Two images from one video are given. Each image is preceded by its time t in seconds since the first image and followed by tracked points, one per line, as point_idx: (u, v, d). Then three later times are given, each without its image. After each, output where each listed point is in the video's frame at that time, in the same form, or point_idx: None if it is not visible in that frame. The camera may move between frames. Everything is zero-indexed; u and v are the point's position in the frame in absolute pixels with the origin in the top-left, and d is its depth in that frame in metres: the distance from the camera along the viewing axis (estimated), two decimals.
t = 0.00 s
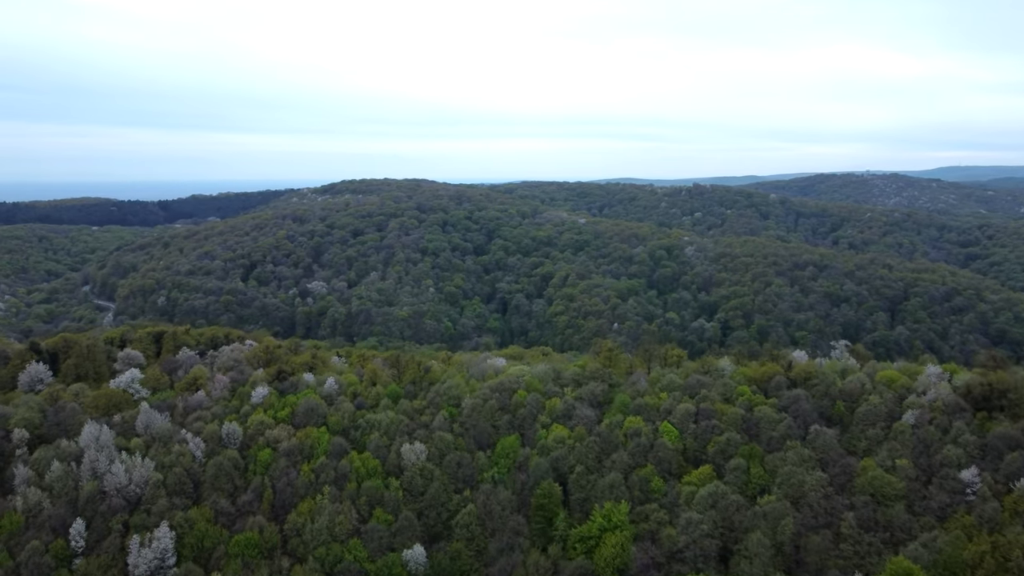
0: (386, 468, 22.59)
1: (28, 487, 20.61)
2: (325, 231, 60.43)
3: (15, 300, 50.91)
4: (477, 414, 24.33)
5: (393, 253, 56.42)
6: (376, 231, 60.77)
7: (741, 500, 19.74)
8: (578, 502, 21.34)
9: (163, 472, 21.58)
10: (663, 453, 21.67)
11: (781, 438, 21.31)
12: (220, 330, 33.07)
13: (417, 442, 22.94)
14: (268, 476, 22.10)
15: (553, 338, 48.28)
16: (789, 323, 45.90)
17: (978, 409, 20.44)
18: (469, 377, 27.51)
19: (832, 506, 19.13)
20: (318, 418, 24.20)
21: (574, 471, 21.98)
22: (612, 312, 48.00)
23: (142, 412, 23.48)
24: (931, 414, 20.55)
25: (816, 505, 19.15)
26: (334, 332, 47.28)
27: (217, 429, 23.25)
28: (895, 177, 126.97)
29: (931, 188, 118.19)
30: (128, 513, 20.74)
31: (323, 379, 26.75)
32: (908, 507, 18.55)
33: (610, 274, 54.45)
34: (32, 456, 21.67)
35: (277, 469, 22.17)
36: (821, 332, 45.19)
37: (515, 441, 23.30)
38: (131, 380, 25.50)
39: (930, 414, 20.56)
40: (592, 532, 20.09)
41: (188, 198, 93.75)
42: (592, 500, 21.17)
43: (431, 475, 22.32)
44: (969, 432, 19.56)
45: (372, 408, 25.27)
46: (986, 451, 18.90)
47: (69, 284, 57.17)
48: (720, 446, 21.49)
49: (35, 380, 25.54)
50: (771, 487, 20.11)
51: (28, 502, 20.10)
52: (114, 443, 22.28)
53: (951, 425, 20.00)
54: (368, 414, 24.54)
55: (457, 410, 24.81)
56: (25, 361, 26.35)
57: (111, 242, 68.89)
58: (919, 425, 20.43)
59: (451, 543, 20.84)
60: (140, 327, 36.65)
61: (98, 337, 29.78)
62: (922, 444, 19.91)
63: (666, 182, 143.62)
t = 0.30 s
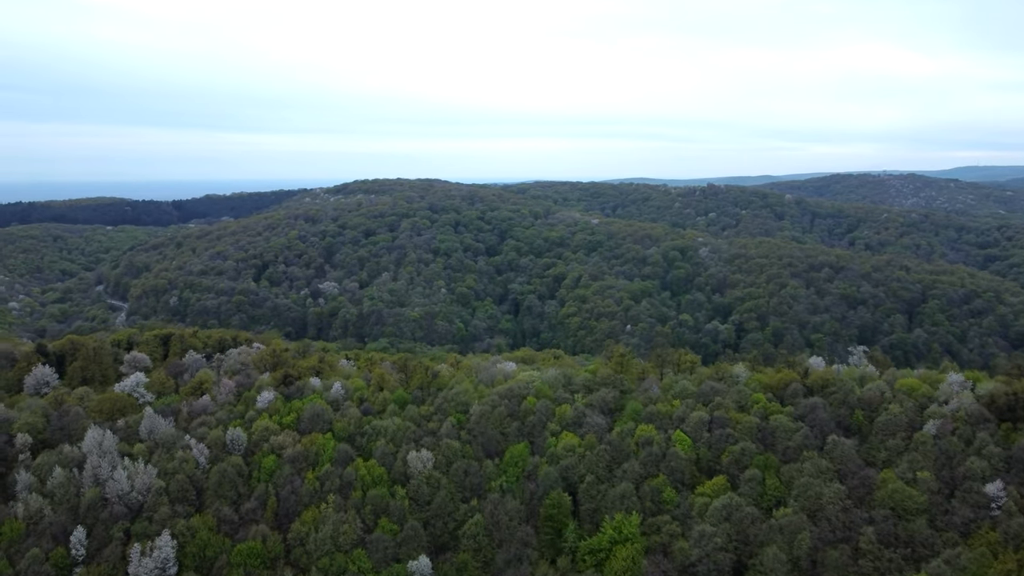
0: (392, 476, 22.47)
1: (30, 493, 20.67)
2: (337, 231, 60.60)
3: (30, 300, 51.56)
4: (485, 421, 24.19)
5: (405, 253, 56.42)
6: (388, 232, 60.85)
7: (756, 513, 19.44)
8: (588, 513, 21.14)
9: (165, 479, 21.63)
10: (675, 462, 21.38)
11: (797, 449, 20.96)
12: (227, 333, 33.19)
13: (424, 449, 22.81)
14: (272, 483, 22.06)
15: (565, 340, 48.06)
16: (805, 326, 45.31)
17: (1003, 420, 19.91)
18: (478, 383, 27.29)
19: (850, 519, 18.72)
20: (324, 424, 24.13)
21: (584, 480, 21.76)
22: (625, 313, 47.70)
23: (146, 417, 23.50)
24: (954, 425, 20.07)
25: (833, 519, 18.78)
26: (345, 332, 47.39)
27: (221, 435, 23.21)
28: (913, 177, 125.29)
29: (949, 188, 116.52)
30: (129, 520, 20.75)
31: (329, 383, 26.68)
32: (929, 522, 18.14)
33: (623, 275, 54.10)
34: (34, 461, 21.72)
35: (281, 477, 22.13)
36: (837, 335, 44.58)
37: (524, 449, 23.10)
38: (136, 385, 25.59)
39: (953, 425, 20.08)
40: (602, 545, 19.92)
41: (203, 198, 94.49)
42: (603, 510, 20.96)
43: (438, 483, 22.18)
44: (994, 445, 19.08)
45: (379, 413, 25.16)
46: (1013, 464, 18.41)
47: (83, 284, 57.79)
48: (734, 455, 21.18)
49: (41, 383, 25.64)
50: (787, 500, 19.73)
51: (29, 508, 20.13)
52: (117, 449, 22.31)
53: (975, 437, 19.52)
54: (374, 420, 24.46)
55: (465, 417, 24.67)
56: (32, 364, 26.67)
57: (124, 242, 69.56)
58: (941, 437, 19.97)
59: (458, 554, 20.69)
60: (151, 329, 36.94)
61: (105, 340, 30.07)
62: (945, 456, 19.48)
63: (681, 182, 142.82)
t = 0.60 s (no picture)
0: (398, 485, 22.41)
1: (32, 499, 20.76)
2: (350, 232, 60.77)
3: (45, 299, 52.19)
4: (494, 428, 24.04)
5: (417, 253, 56.43)
6: (401, 232, 60.93)
7: (772, 527, 19.11)
8: (599, 524, 20.95)
9: (168, 486, 21.66)
10: (688, 472, 21.09)
11: (814, 459, 20.58)
12: (235, 335, 33.36)
13: (431, 457, 22.69)
14: (277, 491, 22.07)
15: (578, 341, 47.83)
16: (821, 328, 44.70)
17: None
18: (487, 389, 27.09)
19: (870, 534, 18.35)
20: (329, 430, 24.20)
21: (595, 490, 21.57)
22: (638, 315, 47.37)
23: (150, 422, 23.60)
24: (979, 437, 19.61)
25: (851, 534, 18.40)
26: (357, 333, 47.46)
27: (226, 441, 23.26)
28: (931, 177, 123.68)
29: (968, 188, 114.83)
30: (131, 528, 20.74)
31: (336, 388, 26.68)
32: (953, 538, 17.71)
33: (636, 276, 53.68)
34: (36, 467, 21.90)
35: (286, 484, 22.13)
36: (854, 338, 43.92)
37: (533, 458, 22.93)
38: (140, 389, 25.75)
39: (977, 437, 19.63)
40: (613, 558, 19.70)
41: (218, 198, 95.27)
42: (613, 522, 20.77)
43: (445, 492, 22.06)
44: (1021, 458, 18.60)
45: (386, 420, 25.12)
46: None
47: (97, 283, 58.42)
48: (750, 466, 20.82)
49: (47, 386, 25.94)
50: (806, 514, 19.35)
51: (31, 515, 20.16)
52: (120, 454, 22.45)
53: (1001, 449, 19.05)
54: (381, 427, 24.43)
55: (474, 424, 24.56)
56: (39, 365, 27.04)
57: (138, 241, 70.22)
58: (965, 449, 19.52)
59: (465, 564, 20.54)
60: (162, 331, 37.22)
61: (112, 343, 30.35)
62: (969, 468, 19.07)
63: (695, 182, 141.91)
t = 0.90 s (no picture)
0: (405, 494, 22.23)
1: (33, 506, 20.85)
2: (362, 232, 60.93)
3: (60, 299, 52.83)
4: (503, 436, 23.83)
5: (430, 254, 56.43)
6: (413, 232, 60.99)
7: (789, 542, 18.72)
8: (610, 536, 20.75)
9: (171, 494, 21.74)
10: (702, 484, 20.77)
11: (833, 472, 20.19)
12: (244, 338, 33.51)
13: (439, 466, 22.49)
14: (281, 499, 22.00)
15: (590, 343, 47.57)
16: (837, 331, 44.06)
17: None
18: (497, 395, 26.81)
19: (892, 551, 17.90)
20: (336, 436, 24.08)
21: (606, 502, 21.35)
22: (652, 317, 47.04)
23: (154, 428, 23.66)
24: (1005, 451, 19.14)
25: (872, 550, 17.96)
26: (369, 334, 47.54)
27: (230, 448, 23.24)
28: (949, 177, 122.03)
29: (989, 189, 112.95)
30: (133, 536, 20.86)
31: (344, 394, 26.56)
32: (979, 556, 17.26)
33: (650, 278, 53.25)
34: (39, 473, 21.99)
35: (290, 493, 22.02)
36: (872, 341, 43.27)
37: (543, 467, 22.70)
38: (146, 394, 25.86)
39: (1003, 451, 19.15)
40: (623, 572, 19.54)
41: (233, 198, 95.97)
42: (625, 534, 20.55)
43: (452, 502, 21.89)
44: None
45: (394, 426, 24.98)
46: None
47: (112, 283, 59.09)
48: (766, 478, 20.51)
49: (54, 390, 26.14)
50: (824, 530, 18.93)
51: (32, 522, 20.23)
52: (124, 461, 22.48)
53: None
54: (389, 433, 24.29)
55: (483, 431, 24.38)
56: (47, 368, 27.20)
57: (153, 241, 70.93)
58: (991, 464, 19.02)
59: None
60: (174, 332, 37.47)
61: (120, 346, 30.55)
62: (995, 482, 18.60)
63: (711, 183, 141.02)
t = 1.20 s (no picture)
0: (414, 504, 22.20)
1: (37, 513, 20.97)
2: (376, 232, 61.09)
3: (76, 298, 53.54)
4: (514, 444, 23.59)
5: (444, 255, 56.41)
6: (428, 233, 61.03)
7: (809, 557, 18.28)
8: (623, 550, 20.54)
9: (176, 502, 21.67)
10: (719, 496, 20.42)
11: (855, 485, 19.76)
12: (255, 341, 33.55)
13: (448, 475, 22.40)
14: (287, 508, 21.98)
15: (605, 345, 47.27)
16: (856, 334, 43.33)
17: None
18: (508, 402, 26.48)
19: (916, 569, 17.44)
20: (344, 444, 24.04)
21: (619, 514, 21.12)
22: (668, 319, 46.68)
23: (161, 433, 23.60)
24: None
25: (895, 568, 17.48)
26: (383, 335, 47.63)
27: (237, 454, 23.15)
28: (971, 177, 120.02)
29: (1011, 189, 110.91)
30: (137, 545, 20.83)
31: (353, 399, 26.49)
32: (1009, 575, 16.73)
33: (666, 279, 52.77)
34: (44, 478, 22.10)
35: (297, 501, 22.03)
36: (892, 344, 42.52)
37: (555, 478, 22.50)
38: (153, 398, 25.73)
39: None
40: None
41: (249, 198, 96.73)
42: (638, 548, 20.30)
43: (462, 512, 21.78)
44: None
45: (403, 433, 24.86)
46: None
47: (128, 283, 59.81)
48: (785, 491, 20.13)
49: (62, 393, 26.38)
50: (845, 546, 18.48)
51: (36, 530, 20.36)
52: (129, 467, 22.46)
53: None
54: (398, 441, 24.19)
55: (494, 439, 24.18)
56: (56, 371, 27.33)
57: (169, 241, 71.68)
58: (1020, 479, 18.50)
59: None
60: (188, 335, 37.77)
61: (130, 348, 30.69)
62: None
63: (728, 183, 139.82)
